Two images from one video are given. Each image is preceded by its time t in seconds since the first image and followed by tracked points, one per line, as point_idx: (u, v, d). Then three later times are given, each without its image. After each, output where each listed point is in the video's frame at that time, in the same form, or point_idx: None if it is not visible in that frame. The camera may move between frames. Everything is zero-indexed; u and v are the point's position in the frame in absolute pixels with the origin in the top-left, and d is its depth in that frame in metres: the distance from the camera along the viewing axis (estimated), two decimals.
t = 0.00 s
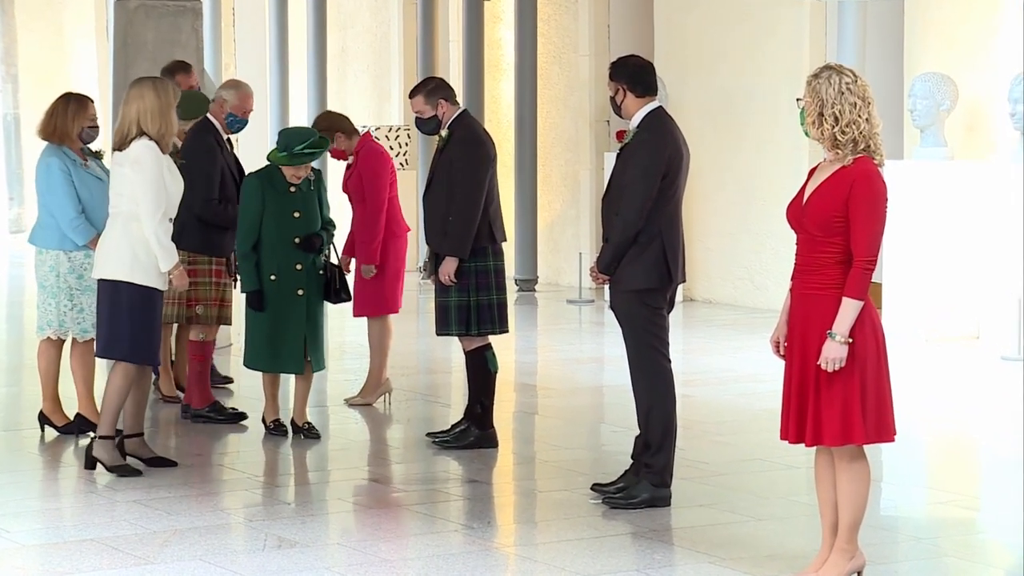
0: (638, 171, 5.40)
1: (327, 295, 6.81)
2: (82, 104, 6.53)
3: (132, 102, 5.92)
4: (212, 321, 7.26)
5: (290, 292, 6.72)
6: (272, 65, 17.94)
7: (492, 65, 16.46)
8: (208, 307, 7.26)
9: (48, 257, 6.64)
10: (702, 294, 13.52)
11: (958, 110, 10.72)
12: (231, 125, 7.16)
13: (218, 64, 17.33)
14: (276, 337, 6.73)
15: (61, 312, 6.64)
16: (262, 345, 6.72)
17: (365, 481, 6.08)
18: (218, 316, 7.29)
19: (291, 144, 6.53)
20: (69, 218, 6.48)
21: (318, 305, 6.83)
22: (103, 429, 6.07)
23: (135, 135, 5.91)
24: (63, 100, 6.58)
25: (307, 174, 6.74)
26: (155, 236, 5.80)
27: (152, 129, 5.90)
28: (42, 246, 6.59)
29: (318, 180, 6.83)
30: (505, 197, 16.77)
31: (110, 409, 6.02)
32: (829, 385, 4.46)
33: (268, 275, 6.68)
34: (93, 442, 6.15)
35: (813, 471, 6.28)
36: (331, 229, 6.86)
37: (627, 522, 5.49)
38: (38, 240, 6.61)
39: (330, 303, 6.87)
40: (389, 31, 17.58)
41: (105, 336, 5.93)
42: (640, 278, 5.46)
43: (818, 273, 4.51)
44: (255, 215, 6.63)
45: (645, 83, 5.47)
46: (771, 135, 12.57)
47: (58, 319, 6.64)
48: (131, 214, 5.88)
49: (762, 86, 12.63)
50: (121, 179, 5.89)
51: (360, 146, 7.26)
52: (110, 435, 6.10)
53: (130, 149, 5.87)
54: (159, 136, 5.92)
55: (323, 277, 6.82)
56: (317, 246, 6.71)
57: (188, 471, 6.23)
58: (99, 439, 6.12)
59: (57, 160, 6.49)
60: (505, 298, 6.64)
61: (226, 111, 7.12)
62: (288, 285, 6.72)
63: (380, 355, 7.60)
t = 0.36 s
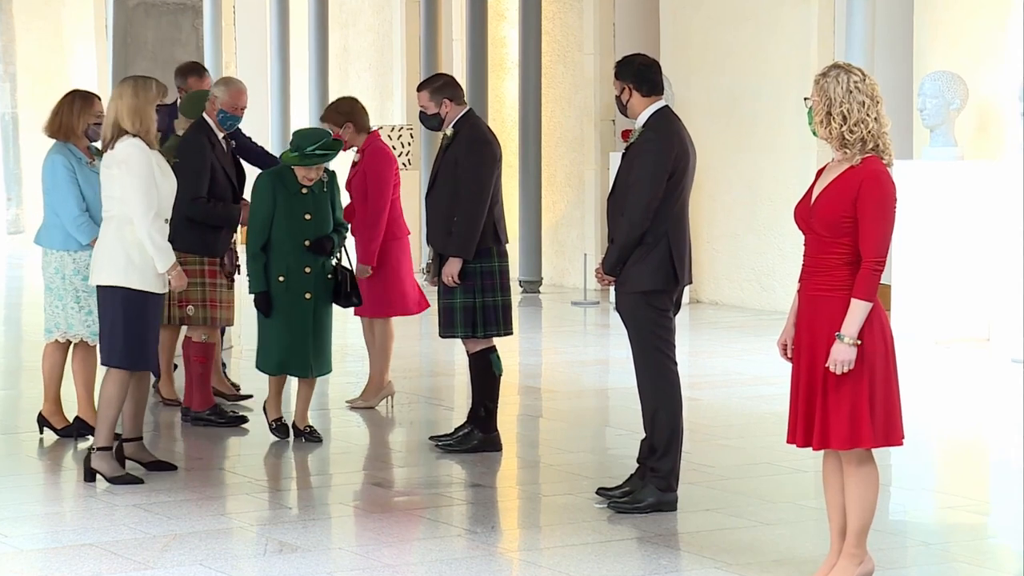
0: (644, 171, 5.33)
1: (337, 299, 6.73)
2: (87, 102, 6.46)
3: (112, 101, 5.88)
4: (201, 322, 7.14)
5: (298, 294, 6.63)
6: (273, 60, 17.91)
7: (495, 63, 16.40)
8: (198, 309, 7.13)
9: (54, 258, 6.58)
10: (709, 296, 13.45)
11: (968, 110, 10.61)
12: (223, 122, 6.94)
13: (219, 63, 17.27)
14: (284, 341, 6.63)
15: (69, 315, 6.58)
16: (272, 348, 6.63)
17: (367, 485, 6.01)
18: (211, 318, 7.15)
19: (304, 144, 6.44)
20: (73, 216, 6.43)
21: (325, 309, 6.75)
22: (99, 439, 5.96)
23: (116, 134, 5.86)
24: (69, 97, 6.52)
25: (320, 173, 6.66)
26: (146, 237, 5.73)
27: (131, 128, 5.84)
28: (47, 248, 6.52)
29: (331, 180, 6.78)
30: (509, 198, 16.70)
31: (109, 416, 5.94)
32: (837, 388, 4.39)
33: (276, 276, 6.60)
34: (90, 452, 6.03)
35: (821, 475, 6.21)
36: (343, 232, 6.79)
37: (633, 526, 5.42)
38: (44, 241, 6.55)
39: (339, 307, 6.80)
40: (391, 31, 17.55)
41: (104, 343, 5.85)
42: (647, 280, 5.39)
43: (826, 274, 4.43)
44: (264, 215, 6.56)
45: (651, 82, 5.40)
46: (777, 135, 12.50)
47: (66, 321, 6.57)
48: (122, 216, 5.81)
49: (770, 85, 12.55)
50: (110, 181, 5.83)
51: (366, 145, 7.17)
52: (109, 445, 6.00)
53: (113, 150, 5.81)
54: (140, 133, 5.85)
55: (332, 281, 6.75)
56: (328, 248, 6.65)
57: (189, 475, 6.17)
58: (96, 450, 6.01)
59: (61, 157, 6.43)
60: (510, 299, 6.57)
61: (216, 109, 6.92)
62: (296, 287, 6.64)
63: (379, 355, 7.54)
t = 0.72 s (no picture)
0: (651, 170, 5.25)
1: (339, 305, 6.65)
2: (91, 100, 6.52)
3: (114, 98, 5.76)
4: (192, 324, 6.94)
5: (299, 300, 6.49)
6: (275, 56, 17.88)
7: (500, 62, 16.34)
8: (189, 311, 6.93)
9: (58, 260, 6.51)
10: (716, 298, 13.37)
11: (980, 110, 10.59)
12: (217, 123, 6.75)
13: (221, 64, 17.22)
14: (286, 349, 6.50)
15: (73, 317, 6.50)
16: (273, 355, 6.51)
17: (370, 489, 5.93)
18: (202, 320, 6.95)
19: (305, 150, 6.38)
20: (79, 216, 6.33)
21: (326, 316, 6.61)
22: (97, 444, 5.90)
23: (115, 132, 5.74)
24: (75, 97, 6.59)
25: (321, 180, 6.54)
26: (149, 236, 5.61)
27: (132, 128, 5.73)
28: (51, 249, 6.45)
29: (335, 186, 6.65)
30: (513, 200, 16.63)
31: (106, 420, 5.88)
32: (846, 390, 4.31)
33: (276, 280, 6.46)
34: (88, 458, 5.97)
35: (830, 478, 6.12)
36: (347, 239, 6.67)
37: (639, 531, 5.34)
38: (48, 242, 6.48)
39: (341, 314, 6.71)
40: (394, 29, 17.50)
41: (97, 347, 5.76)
42: (654, 281, 5.31)
43: (835, 275, 4.35)
44: (266, 220, 6.44)
45: (657, 81, 5.31)
46: (785, 135, 12.42)
47: (71, 323, 6.50)
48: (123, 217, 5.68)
49: (779, 84, 12.46)
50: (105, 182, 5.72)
51: (369, 145, 7.14)
52: (106, 450, 5.93)
53: (110, 148, 5.69)
54: (140, 134, 5.74)
55: (333, 289, 6.62)
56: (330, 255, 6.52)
57: (191, 478, 6.10)
58: (95, 455, 5.95)
59: (68, 157, 6.41)
60: (514, 302, 6.50)
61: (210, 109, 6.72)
62: (296, 294, 6.50)
63: (381, 358, 7.43)
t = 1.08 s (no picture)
0: (657, 169, 5.18)
1: (337, 306, 6.55)
2: (97, 99, 6.38)
3: (131, 98, 5.63)
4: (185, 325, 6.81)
5: (296, 302, 6.42)
6: (275, 53, 17.90)
7: (504, 60, 16.28)
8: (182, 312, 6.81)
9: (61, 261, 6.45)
10: (722, 300, 13.30)
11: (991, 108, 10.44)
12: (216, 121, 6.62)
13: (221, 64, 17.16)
14: (283, 352, 6.42)
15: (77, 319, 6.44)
16: (269, 358, 6.42)
17: (373, 492, 5.86)
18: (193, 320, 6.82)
19: (296, 142, 6.26)
20: (84, 218, 6.28)
21: (326, 317, 6.53)
22: (97, 447, 5.80)
23: (129, 134, 5.61)
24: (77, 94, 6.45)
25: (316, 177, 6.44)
26: (162, 240, 5.49)
27: (148, 131, 5.61)
28: (56, 249, 6.40)
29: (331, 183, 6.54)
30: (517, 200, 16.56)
31: (108, 424, 5.79)
32: (854, 392, 4.24)
33: (271, 284, 6.38)
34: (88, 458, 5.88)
35: (838, 481, 6.05)
36: (344, 237, 6.56)
37: (644, 535, 5.26)
38: (52, 243, 6.42)
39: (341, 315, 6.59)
40: (397, 28, 17.43)
41: (102, 351, 5.66)
42: (659, 282, 5.24)
43: (844, 275, 4.28)
44: (259, 221, 6.34)
45: (663, 79, 5.25)
46: (792, 134, 12.35)
47: (75, 325, 6.43)
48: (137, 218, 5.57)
49: (786, 83, 12.39)
50: (117, 184, 5.60)
51: (361, 145, 7.07)
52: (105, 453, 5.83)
53: (125, 150, 5.57)
54: (156, 137, 5.62)
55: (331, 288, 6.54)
56: (325, 255, 6.42)
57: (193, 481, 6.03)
58: (94, 458, 5.85)
59: (74, 158, 6.35)
60: (515, 305, 6.43)
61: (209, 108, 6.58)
62: (293, 295, 6.42)
63: (386, 358, 7.36)
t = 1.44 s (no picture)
0: (661, 169, 5.11)
1: (349, 311, 6.24)
2: (105, 97, 6.23)
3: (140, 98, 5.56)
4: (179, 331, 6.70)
5: (306, 308, 6.13)
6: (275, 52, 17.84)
7: (506, 58, 16.22)
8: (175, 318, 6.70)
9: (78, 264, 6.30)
10: (727, 301, 13.23)
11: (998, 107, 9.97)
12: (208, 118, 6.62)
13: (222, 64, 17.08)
14: (291, 361, 6.15)
15: (98, 322, 6.25)
16: (278, 367, 6.16)
17: (374, 496, 5.80)
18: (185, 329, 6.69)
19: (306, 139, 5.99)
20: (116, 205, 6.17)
21: (338, 323, 6.21)
22: (104, 444, 5.71)
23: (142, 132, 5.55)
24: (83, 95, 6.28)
25: (326, 177, 6.11)
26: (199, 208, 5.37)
27: (159, 126, 5.54)
28: (76, 249, 6.26)
29: (339, 185, 6.25)
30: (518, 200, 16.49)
31: (117, 425, 5.70)
32: (862, 395, 4.16)
33: (281, 289, 6.12)
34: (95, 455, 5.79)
35: (844, 485, 5.98)
36: (356, 239, 6.27)
37: (648, 539, 5.19)
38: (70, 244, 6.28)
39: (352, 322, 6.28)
40: (399, 27, 17.35)
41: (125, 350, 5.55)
42: (663, 284, 5.16)
43: (852, 276, 4.20)
44: (267, 225, 6.08)
45: (667, 78, 5.18)
46: (798, 133, 12.27)
47: (96, 328, 6.24)
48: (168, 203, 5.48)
49: (792, 82, 12.31)
50: (135, 180, 5.49)
51: (362, 143, 6.96)
52: (111, 451, 5.73)
53: (138, 146, 5.50)
54: (168, 131, 5.54)
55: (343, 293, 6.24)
56: (336, 257, 6.13)
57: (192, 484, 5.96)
58: (99, 454, 5.75)
59: (92, 154, 6.22)
60: (517, 309, 6.35)
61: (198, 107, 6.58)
62: (302, 300, 6.14)
63: (387, 358, 7.31)
